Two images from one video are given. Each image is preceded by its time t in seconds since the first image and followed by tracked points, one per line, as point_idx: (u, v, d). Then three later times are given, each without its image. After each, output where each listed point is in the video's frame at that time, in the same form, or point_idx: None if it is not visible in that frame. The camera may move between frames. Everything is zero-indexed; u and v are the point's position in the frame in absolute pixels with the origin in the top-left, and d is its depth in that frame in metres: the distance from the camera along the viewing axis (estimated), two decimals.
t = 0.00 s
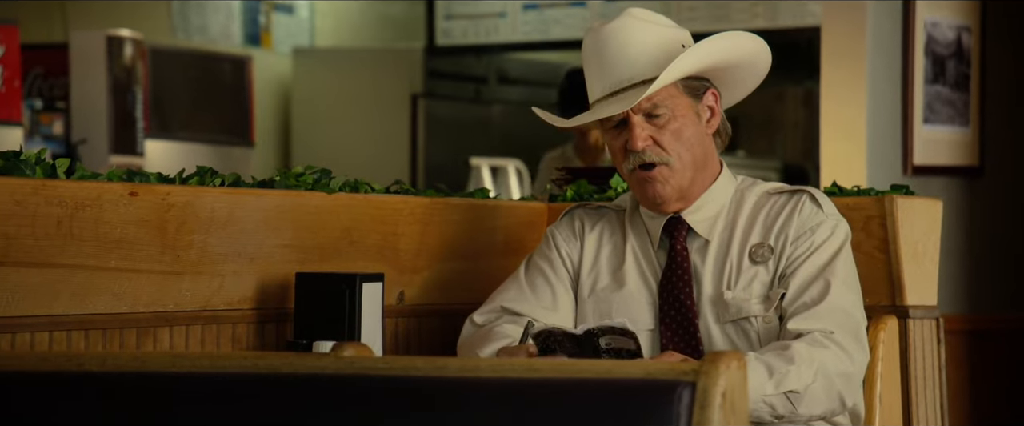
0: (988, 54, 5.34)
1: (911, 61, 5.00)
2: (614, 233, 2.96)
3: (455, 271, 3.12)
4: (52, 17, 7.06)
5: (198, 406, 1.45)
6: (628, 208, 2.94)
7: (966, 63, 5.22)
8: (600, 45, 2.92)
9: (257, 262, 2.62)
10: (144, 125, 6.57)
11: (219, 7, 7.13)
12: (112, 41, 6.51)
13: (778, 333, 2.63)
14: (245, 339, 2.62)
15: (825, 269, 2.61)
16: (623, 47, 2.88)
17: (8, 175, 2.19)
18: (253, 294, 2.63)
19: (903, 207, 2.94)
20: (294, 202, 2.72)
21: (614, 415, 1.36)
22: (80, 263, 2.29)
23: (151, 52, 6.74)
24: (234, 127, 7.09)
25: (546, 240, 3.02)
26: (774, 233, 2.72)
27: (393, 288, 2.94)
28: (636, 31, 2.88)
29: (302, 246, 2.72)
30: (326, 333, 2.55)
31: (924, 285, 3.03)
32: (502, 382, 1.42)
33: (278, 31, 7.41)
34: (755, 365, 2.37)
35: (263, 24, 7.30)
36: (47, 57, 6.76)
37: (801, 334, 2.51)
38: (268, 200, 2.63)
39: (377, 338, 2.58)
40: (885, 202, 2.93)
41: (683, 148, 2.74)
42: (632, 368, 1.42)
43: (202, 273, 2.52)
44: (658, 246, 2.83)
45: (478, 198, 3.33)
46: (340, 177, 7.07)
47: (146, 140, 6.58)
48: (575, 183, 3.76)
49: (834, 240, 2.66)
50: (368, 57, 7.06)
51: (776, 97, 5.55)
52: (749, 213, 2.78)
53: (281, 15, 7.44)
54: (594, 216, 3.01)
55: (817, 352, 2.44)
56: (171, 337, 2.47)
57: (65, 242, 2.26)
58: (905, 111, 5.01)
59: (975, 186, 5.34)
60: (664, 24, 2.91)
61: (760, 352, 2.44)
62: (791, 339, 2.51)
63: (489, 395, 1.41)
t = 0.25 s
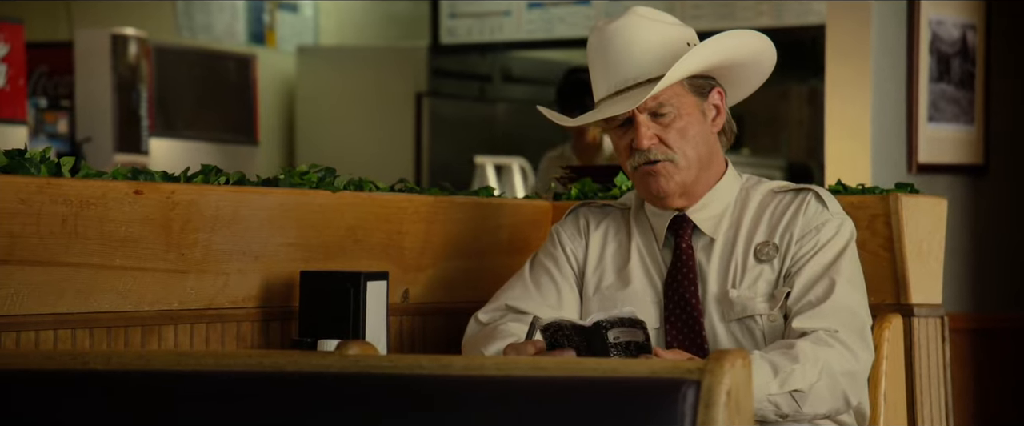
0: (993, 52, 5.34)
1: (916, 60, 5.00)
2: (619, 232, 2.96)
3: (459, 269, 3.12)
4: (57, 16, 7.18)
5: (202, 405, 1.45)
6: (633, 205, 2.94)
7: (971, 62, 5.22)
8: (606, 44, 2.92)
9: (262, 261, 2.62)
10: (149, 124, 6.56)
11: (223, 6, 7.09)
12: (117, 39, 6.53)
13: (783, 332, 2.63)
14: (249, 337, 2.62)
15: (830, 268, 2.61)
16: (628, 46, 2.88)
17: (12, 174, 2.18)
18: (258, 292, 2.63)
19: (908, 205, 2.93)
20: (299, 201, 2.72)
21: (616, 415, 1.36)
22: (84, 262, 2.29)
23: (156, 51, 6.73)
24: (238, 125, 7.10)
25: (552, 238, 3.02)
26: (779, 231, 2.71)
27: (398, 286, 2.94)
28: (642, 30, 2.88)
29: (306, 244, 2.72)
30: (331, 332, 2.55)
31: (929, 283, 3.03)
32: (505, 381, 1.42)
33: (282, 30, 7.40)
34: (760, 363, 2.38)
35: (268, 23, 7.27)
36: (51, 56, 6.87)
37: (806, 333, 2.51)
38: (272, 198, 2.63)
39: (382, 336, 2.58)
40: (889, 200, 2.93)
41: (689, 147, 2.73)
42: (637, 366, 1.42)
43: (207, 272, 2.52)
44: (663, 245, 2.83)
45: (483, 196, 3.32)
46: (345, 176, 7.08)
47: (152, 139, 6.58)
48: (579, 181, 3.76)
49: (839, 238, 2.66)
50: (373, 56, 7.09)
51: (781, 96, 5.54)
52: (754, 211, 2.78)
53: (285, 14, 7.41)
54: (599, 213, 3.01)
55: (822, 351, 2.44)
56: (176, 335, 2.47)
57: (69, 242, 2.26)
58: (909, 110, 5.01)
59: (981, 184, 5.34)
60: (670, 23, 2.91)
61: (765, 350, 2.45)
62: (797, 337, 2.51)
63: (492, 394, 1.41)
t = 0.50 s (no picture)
0: (995, 52, 5.34)
1: (917, 59, 5.01)
2: (621, 232, 2.96)
3: (460, 268, 3.12)
4: (57, 16, 7.22)
5: (201, 406, 1.45)
6: (634, 206, 2.94)
7: (973, 61, 5.22)
8: (607, 45, 2.92)
9: (263, 261, 2.62)
10: (151, 124, 6.56)
11: (224, 6, 7.08)
12: (119, 40, 6.51)
13: (784, 333, 2.63)
14: (251, 337, 2.62)
15: (832, 269, 2.61)
16: (629, 47, 2.88)
17: (13, 174, 2.18)
18: (260, 292, 2.63)
19: (909, 205, 2.93)
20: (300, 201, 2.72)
21: (616, 415, 1.36)
22: (85, 262, 2.29)
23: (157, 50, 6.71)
24: (240, 125, 7.10)
25: (553, 238, 3.02)
26: (781, 232, 2.71)
27: (399, 286, 2.94)
28: (643, 30, 2.88)
29: (308, 244, 2.72)
30: (332, 332, 2.55)
31: (930, 283, 3.03)
32: (506, 381, 1.42)
33: (285, 30, 7.40)
34: (762, 364, 2.38)
35: (269, 22, 7.27)
36: (51, 56, 6.95)
37: (808, 333, 2.51)
38: (274, 198, 2.63)
39: (383, 336, 2.58)
40: (891, 200, 2.93)
41: (689, 148, 2.73)
42: (639, 366, 1.42)
43: (209, 272, 2.52)
44: (665, 245, 2.83)
45: (485, 196, 3.32)
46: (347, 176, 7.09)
47: (154, 139, 6.58)
48: (580, 180, 3.76)
49: (841, 239, 2.66)
50: (375, 56, 7.10)
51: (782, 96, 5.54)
52: (756, 211, 2.77)
53: (287, 13, 7.41)
54: (601, 214, 3.01)
55: (825, 352, 2.44)
56: (177, 335, 2.47)
57: (71, 241, 2.26)
58: (911, 110, 5.01)
59: (983, 184, 5.35)
60: (671, 23, 2.91)
61: (767, 350, 2.45)
62: (799, 338, 2.51)
63: (492, 394, 1.41)
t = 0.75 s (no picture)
0: (995, 52, 5.34)
1: (917, 60, 5.01)
2: (622, 232, 2.96)
3: (460, 269, 3.12)
4: (57, 17, 7.16)
5: (200, 407, 1.45)
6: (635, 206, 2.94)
7: (973, 61, 5.22)
8: (608, 45, 2.92)
9: (263, 261, 2.62)
10: (151, 124, 6.58)
11: (224, 7, 7.07)
12: (119, 40, 6.59)
13: (784, 333, 2.63)
14: (251, 337, 2.62)
15: (833, 270, 2.61)
16: (629, 48, 2.88)
17: (13, 174, 2.18)
18: (260, 292, 2.63)
19: (909, 205, 2.93)
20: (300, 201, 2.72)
21: (617, 414, 1.36)
22: (85, 262, 2.29)
23: (158, 51, 6.73)
24: (240, 125, 7.10)
25: (553, 238, 3.02)
26: (781, 232, 2.71)
27: (399, 287, 2.94)
28: (644, 31, 2.88)
29: (308, 244, 2.72)
30: (332, 332, 2.55)
31: (930, 283, 3.02)
32: (505, 381, 1.42)
33: (285, 30, 7.39)
34: (762, 364, 2.38)
35: (269, 23, 7.26)
36: (51, 56, 6.93)
37: (808, 334, 2.51)
38: (274, 199, 2.63)
39: (383, 336, 2.58)
40: (891, 200, 2.93)
41: (689, 149, 2.74)
42: (639, 366, 1.42)
43: (209, 272, 2.52)
44: (665, 245, 2.83)
45: (485, 197, 3.33)
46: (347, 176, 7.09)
47: (154, 139, 6.59)
48: (581, 180, 3.76)
49: (841, 240, 2.66)
50: (375, 56, 7.09)
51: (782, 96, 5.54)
52: (756, 211, 2.77)
53: (286, 14, 7.40)
54: (601, 214, 3.01)
55: (825, 352, 2.44)
56: (177, 336, 2.47)
57: (71, 242, 2.26)
58: (910, 110, 5.01)
59: (983, 184, 5.35)
60: (672, 24, 2.91)
61: (767, 351, 2.45)
62: (799, 338, 2.51)
63: (492, 394, 1.41)
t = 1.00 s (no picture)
0: (995, 52, 5.34)
1: (917, 60, 5.01)
2: (622, 232, 2.96)
3: (460, 268, 3.12)
4: (58, 17, 7.17)
5: (200, 407, 1.45)
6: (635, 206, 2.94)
7: (973, 61, 5.22)
8: (608, 45, 2.92)
9: (263, 261, 2.62)
10: (150, 124, 6.57)
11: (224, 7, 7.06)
12: (119, 40, 6.61)
13: (784, 333, 2.63)
14: (251, 337, 2.62)
15: (833, 270, 2.61)
16: (629, 48, 2.88)
17: (13, 174, 2.18)
18: (260, 292, 2.63)
19: (909, 205, 2.93)
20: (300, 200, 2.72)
21: (617, 414, 1.36)
22: (85, 262, 2.29)
23: (158, 51, 6.72)
24: (240, 125, 7.10)
25: (554, 238, 3.02)
26: (781, 232, 2.71)
27: (399, 286, 2.94)
28: (644, 31, 2.88)
29: (308, 244, 2.72)
30: (332, 332, 2.55)
31: (930, 283, 3.02)
32: (505, 381, 1.42)
33: (285, 30, 7.38)
34: (763, 365, 2.38)
35: (269, 22, 7.24)
36: (52, 56, 6.94)
37: (808, 334, 2.51)
38: (274, 199, 2.63)
39: (383, 336, 2.58)
40: (891, 200, 2.93)
41: (690, 149, 2.74)
42: (639, 366, 1.42)
43: (209, 272, 2.52)
44: (665, 245, 2.83)
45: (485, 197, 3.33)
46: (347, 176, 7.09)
47: (154, 139, 6.59)
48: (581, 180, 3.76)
49: (841, 240, 2.66)
50: (375, 56, 7.09)
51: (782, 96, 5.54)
52: (756, 211, 2.77)
53: (286, 14, 7.39)
54: (602, 214, 3.01)
55: (825, 353, 2.44)
56: (177, 336, 2.47)
57: (71, 242, 2.26)
58: (910, 110, 5.01)
59: (983, 184, 5.35)
60: (673, 24, 2.91)
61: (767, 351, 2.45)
62: (799, 339, 2.51)
63: (491, 394, 1.41)
